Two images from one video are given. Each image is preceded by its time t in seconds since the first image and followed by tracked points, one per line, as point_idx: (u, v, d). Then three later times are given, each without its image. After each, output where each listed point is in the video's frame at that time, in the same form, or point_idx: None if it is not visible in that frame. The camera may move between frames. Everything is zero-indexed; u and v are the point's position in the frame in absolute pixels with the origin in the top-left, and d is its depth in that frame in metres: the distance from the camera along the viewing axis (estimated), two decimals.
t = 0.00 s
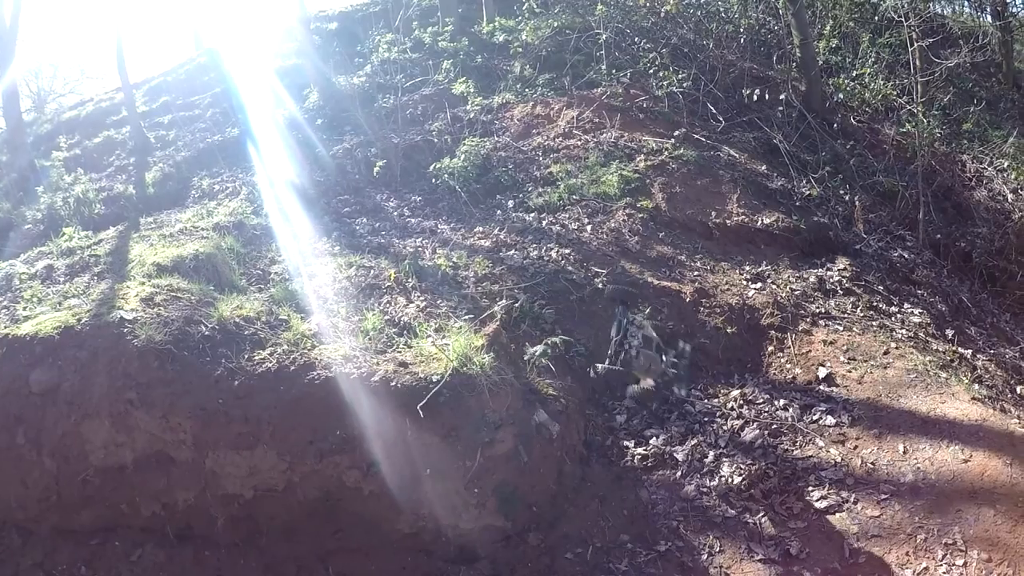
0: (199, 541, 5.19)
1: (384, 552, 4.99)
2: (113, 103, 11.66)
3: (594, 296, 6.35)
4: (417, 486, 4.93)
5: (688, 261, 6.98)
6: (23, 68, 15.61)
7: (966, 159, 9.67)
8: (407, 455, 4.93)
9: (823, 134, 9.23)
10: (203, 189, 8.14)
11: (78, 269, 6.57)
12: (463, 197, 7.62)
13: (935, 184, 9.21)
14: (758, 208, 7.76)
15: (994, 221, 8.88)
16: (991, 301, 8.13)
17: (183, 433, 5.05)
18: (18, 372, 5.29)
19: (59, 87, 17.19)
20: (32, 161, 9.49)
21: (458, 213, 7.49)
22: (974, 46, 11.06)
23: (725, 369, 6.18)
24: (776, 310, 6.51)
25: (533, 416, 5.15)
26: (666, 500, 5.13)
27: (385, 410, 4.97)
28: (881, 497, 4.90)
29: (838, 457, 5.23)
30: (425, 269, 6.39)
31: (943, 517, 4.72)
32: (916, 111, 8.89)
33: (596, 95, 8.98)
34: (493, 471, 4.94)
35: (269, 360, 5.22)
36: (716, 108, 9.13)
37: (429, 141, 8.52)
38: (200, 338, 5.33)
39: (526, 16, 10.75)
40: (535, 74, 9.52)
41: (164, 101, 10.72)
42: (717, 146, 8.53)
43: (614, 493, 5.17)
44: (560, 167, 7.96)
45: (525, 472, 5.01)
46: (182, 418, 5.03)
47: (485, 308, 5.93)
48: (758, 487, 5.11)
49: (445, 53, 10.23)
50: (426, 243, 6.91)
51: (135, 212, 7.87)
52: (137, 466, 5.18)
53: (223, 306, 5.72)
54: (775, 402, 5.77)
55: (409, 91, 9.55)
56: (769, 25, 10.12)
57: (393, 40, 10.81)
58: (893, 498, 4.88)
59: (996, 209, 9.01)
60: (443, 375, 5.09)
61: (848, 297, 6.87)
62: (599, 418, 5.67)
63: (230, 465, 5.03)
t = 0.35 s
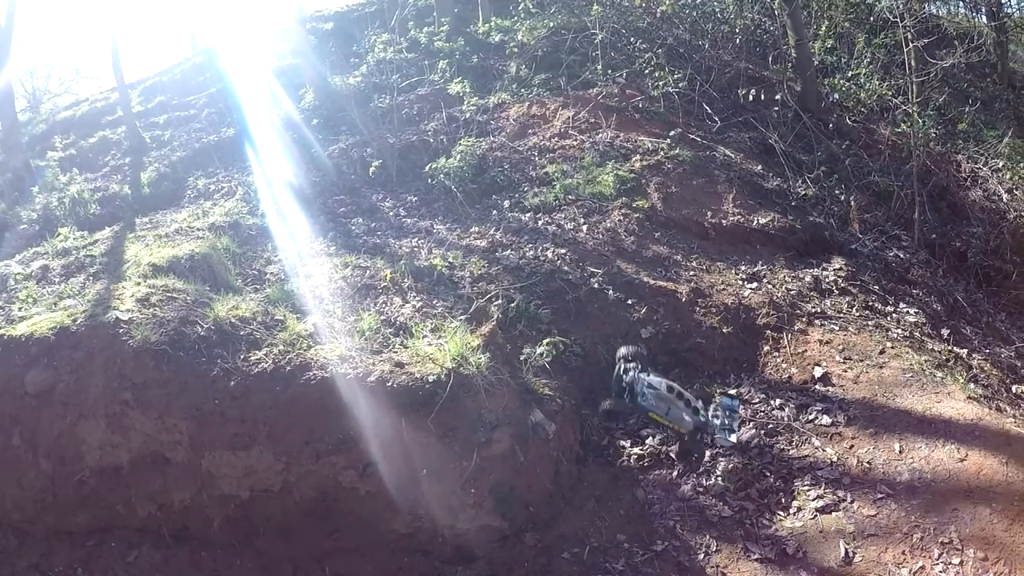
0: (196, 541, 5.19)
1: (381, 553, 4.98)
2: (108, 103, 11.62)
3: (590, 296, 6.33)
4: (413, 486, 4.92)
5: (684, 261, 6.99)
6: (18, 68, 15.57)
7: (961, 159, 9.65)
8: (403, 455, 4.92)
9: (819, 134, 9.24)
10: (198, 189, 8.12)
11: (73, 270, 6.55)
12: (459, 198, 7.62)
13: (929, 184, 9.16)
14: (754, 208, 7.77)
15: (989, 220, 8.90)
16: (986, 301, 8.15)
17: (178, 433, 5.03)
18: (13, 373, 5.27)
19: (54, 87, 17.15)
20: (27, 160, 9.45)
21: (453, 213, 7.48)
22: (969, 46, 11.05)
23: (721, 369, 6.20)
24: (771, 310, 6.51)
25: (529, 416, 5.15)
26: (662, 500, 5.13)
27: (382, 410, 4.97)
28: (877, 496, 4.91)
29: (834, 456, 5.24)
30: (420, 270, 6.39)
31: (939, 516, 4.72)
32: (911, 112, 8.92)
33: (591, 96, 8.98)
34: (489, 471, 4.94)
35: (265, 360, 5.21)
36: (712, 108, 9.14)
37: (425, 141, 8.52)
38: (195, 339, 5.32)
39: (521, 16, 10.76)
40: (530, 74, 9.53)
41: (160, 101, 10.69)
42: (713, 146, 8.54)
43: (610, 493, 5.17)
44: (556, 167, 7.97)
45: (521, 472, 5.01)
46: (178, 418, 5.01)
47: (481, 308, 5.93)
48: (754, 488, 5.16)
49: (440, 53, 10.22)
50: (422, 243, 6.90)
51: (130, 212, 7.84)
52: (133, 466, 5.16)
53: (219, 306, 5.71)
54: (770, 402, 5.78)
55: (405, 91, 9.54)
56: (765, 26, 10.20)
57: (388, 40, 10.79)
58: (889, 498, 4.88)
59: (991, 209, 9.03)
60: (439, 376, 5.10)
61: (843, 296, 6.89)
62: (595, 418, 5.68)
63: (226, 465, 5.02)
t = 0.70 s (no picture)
0: (195, 541, 5.18)
1: (380, 554, 4.97)
2: (107, 103, 11.60)
3: (589, 296, 6.33)
4: (414, 486, 4.91)
5: (683, 261, 7.00)
6: (17, 68, 15.56)
7: (960, 159, 9.68)
8: (403, 455, 4.92)
9: (818, 134, 9.24)
10: (198, 189, 8.12)
11: (72, 270, 6.55)
12: (458, 197, 7.62)
13: (929, 184, 9.17)
14: (753, 208, 7.77)
15: (989, 221, 8.90)
16: (985, 301, 8.16)
17: (178, 434, 5.03)
18: (12, 372, 5.27)
19: (53, 87, 17.14)
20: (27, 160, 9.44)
21: (453, 213, 7.48)
22: (968, 46, 11.08)
23: (721, 369, 6.19)
24: (771, 310, 6.51)
25: (529, 416, 5.15)
26: (662, 500, 5.13)
27: (382, 410, 4.96)
28: (876, 497, 4.91)
29: (833, 457, 5.23)
30: (420, 270, 6.40)
31: (939, 516, 4.72)
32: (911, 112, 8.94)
33: (590, 96, 8.98)
34: (489, 471, 4.93)
35: (265, 360, 5.21)
36: (711, 108, 9.15)
37: (424, 141, 8.52)
38: (194, 339, 5.31)
39: (521, 16, 10.76)
40: (530, 74, 9.53)
41: (159, 101, 10.68)
42: (712, 147, 8.54)
43: (610, 493, 5.17)
44: (556, 167, 7.97)
45: (521, 472, 5.00)
46: (177, 418, 5.01)
47: (481, 308, 5.93)
48: (753, 487, 5.16)
49: (440, 53, 10.22)
50: (422, 243, 6.90)
51: (130, 212, 7.84)
52: (132, 467, 5.16)
53: (219, 307, 5.71)
54: (770, 402, 5.77)
55: (405, 92, 9.55)
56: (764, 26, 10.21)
57: (388, 40, 10.80)
58: (889, 498, 4.88)
59: (991, 209, 9.04)
60: (439, 376, 5.10)
61: (843, 296, 6.89)
62: (595, 418, 5.68)
63: (226, 466, 5.01)
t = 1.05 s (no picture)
0: (196, 541, 5.19)
1: (380, 553, 4.97)
2: (107, 103, 11.60)
3: (589, 296, 6.34)
4: (414, 486, 4.91)
5: (684, 262, 7.00)
6: (18, 68, 15.57)
7: (961, 160, 9.68)
8: (403, 455, 4.91)
9: (819, 134, 9.24)
10: (198, 189, 8.12)
11: (73, 270, 6.55)
12: (459, 197, 7.62)
13: (929, 184, 9.15)
14: (754, 208, 7.77)
15: (989, 221, 8.90)
16: (986, 301, 8.16)
17: (178, 434, 5.03)
18: (12, 372, 5.27)
19: (54, 87, 17.15)
20: (27, 160, 9.45)
21: (453, 213, 7.49)
22: (968, 47, 11.05)
23: (721, 369, 6.20)
24: (771, 310, 6.50)
25: (529, 416, 5.15)
26: (662, 500, 5.13)
27: (382, 410, 4.96)
28: (877, 497, 4.90)
29: (834, 457, 5.23)
30: (420, 270, 6.40)
31: (939, 516, 4.72)
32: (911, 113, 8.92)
33: (590, 96, 8.98)
34: (489, 471, 4.93)
35: (265, 360, 5.21)
36: (712, 108, 9.15)
37: (425, 141, 8.52)
38: (195, 339, 5.32)
39: (521, 17, 10.76)
40: (530, 74, 9.53)
41: (159, 101, 10.68)
42: (712, 147, 8.54)
43: (610, 493, 5.17)
44: (556, 167, 7.97)
45: (521, 472, 5.00)
46: (177, 418, 5.01)
47: (481, 308, 5.93)
48: (754, 488, 5.17)
49: (440, 53, 10.22)
50: (423, 243, 6.90)
51: (130, 212, 7.85)
52: (133, 466, 5.16)
53: (219, 306, 5.71)
54: (770, 402, 5.77)
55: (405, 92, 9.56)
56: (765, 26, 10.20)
57: (388, 40, 10.80)
58: (889, 498, 4.88)
59: (991, 209, 9.05)
60: (439, 376, 5.10)
61: (843, 297, 6.89)
62: (595, 418, 5.69)
63: (226, 466, 5.01)
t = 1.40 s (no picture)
0: (196, 541, 5.19)
1: (380, 554, 4.97)
2: (107, 103, 11.59)
3: (589, 296, 6.34)
4: (413, 486, 4.91)
5: (683, 261, 7.00)
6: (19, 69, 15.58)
7: (961, 160, 9.69)
8: (403, 455, 4.91)
9: (818, 134, 9.25)
10: (198, 189, 8.12)
11: (73, 270, 6.55)
12: (459, 197, 7.62)
13: (929, 184, 9.16)
14: (753, 208, 7.78)
15: (989, 221, 8.90)
16: (985, 301, 8.16)
17: (178, 434, 5.03)
18: (12, 372, 5.28)
19: (54, 87, 17.17)
20: (27, 160, 9.44)
21: (453, 213, 7.49)
22: (968, 47, 11.07)
23: (721, 369, 6.20)
24: (771, 310, 6.50)
25: (528, 416, 5.15)
26: (662, 500, 5.13)
27: (382, 410, 4.96)
28: (877, 497, 4.90)
29: (834, 457, 5.23)
30: (420, 270, 6.40)
31: (939, 516, 4.72)
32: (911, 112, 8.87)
33: (590, 95, 8.98)
34: (489, 471, 4.93)
35: (265, 360, 5.21)
36: (712, 108, 9.15)
37: (424, 141, 8.53)
38: (194, 339, 5.32)
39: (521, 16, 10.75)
40: (530, 74, 9.53)
41: (159, 101, 10.67)
42: (712, 147, 8.54)
43: (610, 493, 5.17)
44: (556, 166, 7.96)
45: (521, 472, 5.00)
46: (177, 418, 5.01)
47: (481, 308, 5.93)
48: (754, 488, 5.16)
49: (440, 53, 10.22)
50: (423, 243, 6.90)
51: (130, 212, 7.85)
52: (132, 467, 5.16)
53: (219, 306, 5.71)
54: (770, 402, 5.77)
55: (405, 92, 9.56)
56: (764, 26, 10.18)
57: (388, 40, 10.80)
58: (889, 498, 4.88)
59: (991, 209, 9.04)
60: (439, 375, 5.09)
61: (843, 296, 6.89)
62: (595, 418, 5.70)
63: (226, 466, 5.01)
